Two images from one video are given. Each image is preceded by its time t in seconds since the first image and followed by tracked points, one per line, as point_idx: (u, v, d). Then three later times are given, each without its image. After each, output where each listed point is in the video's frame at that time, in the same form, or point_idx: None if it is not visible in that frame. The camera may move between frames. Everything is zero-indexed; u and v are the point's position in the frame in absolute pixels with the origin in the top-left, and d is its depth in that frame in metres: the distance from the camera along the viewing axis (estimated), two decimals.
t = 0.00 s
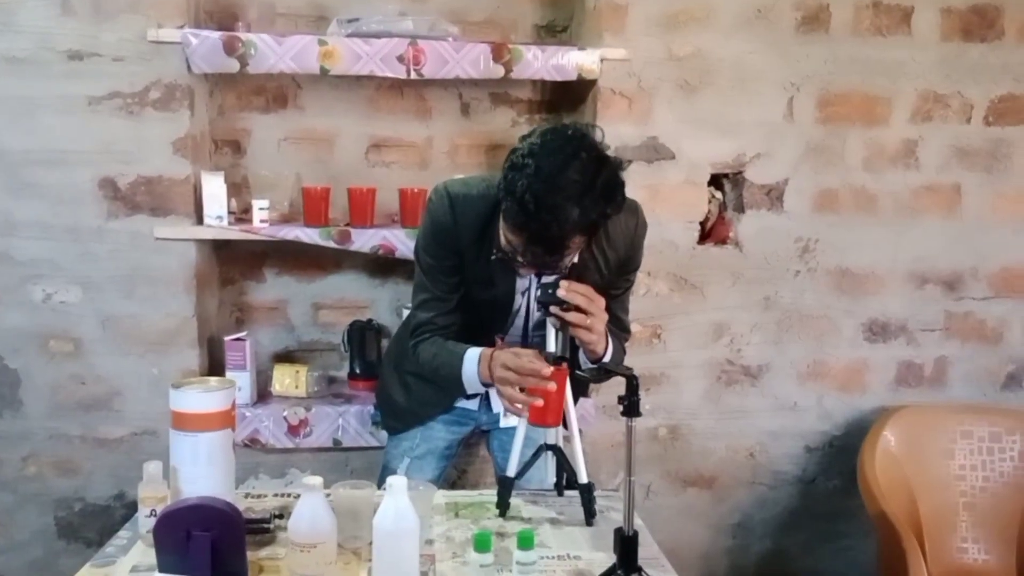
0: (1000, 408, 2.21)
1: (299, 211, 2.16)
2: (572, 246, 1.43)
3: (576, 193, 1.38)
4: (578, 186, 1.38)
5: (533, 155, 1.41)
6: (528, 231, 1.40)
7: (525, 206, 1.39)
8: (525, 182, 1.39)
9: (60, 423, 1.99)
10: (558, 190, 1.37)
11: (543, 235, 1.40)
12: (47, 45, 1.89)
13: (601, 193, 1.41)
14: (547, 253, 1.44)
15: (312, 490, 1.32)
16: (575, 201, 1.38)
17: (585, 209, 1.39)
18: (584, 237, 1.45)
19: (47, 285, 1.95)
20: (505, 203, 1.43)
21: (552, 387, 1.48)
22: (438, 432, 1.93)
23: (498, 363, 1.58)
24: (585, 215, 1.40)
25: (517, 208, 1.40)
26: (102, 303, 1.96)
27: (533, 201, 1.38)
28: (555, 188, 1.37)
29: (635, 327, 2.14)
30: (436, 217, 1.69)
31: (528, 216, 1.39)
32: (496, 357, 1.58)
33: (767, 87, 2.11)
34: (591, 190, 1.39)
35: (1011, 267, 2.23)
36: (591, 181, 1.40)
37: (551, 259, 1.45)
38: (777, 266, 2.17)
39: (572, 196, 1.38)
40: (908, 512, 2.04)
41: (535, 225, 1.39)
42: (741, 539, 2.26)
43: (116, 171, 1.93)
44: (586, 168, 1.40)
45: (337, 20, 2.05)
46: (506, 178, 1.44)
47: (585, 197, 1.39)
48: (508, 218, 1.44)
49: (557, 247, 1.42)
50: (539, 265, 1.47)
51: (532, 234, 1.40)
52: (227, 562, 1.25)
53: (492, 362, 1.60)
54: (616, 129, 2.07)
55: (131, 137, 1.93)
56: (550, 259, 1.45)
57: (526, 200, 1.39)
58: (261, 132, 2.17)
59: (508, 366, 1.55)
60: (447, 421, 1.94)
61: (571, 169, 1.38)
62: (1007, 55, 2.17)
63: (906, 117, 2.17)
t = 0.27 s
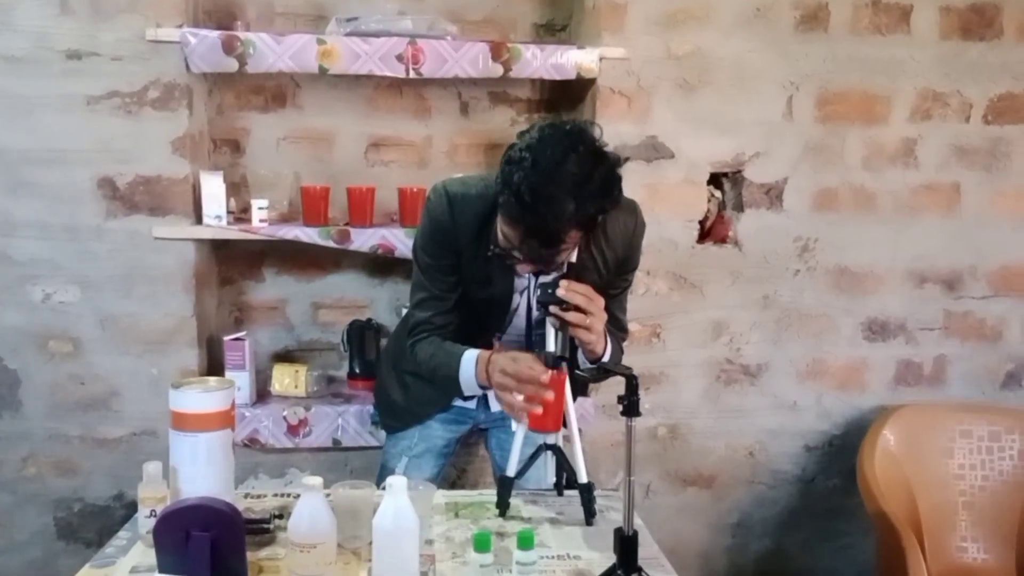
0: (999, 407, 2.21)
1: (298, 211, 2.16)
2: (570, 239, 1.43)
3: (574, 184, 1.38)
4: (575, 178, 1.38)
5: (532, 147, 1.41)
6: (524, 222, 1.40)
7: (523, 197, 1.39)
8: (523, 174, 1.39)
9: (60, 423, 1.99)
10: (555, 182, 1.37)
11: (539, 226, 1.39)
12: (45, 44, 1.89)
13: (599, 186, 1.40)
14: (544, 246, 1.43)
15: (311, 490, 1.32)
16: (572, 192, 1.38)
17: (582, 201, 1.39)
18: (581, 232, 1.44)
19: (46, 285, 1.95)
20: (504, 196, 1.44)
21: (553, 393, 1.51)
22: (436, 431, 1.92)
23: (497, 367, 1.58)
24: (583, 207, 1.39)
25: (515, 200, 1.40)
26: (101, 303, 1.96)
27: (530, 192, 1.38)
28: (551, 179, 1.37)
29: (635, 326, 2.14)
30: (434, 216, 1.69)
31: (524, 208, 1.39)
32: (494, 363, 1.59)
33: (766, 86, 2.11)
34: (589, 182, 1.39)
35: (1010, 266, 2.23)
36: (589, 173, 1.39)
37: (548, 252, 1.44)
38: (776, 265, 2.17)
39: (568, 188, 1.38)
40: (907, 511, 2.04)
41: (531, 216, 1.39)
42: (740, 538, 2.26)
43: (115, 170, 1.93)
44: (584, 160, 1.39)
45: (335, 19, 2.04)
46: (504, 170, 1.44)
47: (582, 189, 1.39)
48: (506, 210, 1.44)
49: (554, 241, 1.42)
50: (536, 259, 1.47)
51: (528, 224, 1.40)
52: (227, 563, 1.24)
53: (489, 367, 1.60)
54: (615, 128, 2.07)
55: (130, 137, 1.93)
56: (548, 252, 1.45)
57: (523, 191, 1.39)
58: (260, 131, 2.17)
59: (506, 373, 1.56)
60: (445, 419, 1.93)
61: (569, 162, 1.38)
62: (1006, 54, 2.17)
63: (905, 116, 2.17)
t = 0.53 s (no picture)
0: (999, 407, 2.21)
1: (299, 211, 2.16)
2: (567, 210, 1.44)
3: (564, 152, 1.40)
4: (564, 145, 1.40)
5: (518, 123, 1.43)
6: (520, 197, 1.42)
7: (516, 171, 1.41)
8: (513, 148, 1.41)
9: (60, 423, 1.99)
10: (546, 151, 1.40)
11: (535, 199, 1.41)
12: (46, 45, 1.89)
13: (589, 153, 1.43)
14: (542, 221, 1.45)
15: (311, 490, 1.32)
16: (563, 159, 1.40)
17: (574, 168, 1.42)
18: (578, 196, 1.46)
19: (46, 286, 1.95)
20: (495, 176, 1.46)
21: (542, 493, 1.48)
22: (431, 430, 1.90)
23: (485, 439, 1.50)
24: (576, 173, 1.42)
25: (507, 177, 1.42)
26: (102, 303, 1.96)
27: (522, 166, 1.40)
28: (542, 149, 1.39)
29: (634, 326, 2.14)
30: (431, 214, 1.66)
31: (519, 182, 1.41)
32: (484, 432, 1.51)
33: (766, 87, 2.12)
34: (578, 148, 1.42)
35: (1010, 266, 2.23)
36: (577, 141, 1.42)
37: (547, 228, 1.46)
38: (776, 266, 2.17)
39: (559, 155, 1.40)
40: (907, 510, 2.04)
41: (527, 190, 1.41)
42: (740, 539, 2.26)
43: (116, 171, 1.93)
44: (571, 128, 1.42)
45: (336, 20, 2.05)
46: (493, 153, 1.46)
47: (573, 156, 1.41)
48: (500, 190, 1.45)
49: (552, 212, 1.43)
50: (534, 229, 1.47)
51: (524, 200, 1.42)
52: (227, 563, 1.24)
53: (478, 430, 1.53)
54: (615, 129, 2.07)
55: (130, 137, 1.93)
56: (545, 229, 1.46)
57: (515, 165, 1.41)
58: (261, 132, 2.17)
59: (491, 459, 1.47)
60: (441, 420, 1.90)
61: (557, 131, 1.40)
62: (1006, 54, 2.17)
63: (905, 117, 2.17)
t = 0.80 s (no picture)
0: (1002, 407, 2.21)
1: (300, 214, 2.16)
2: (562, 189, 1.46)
3: (555, 132, 1.43)
4: (554, 125, 1.42)
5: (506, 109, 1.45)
6: (515, 180, 1.43)
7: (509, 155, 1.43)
8: (504, 133, 1.43)
9: (63, 427, 1.99)
10: (536, 132, 1.42)
11: (530, 180, 1.43)
12: (48, 49, 1.89)
13: (579, 133, 1.45)
14: (538, 203, 1.47)
15: (314, 493, 1.32)
16: (554, 139, 1.43)
17: (565, 147, 1.44)
18: (572, 177, 1.48)
19: (48, 289, 1.95)
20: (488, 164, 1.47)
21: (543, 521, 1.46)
22: (420, 431, 1.90)
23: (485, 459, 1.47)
24: (569, 151, 1.44)
25: (501, 162, 1.44)
26: (104, 306, 1.96)
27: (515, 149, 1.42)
28: (533, 130, 1.42)
29: (636, 327, 2.14)
30: (421, 211, 1.66)
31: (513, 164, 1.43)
32: (484, 451, 1.48)
33: (767, 87, 2.12)
34: (568, 128, 1.44)
35: (1012, 267, 2.23)
36: (566, 121, 1.44)
37: (544, 210, 1.48)
38: (778, 266, 2.17)
39: (550, 135, 1.42)
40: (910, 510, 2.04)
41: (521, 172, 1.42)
42: (744, 540, 2.26)
43: (117, 174, 1.93)
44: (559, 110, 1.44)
45: (337, 22, 2.05)
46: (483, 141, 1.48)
47: (563, 136, 1.44)
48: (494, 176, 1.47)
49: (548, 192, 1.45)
50: (532, 212, 1.48)
51: (520, 183, 1.43)
52: (230, 567, 1.24)
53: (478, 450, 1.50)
54: (616, 131, 2.07)
55: (131, 141, 1.93)
56: (542, 212, 1.48)
57: (507, 149, 1.43)
58: (262, 135, 2.17)
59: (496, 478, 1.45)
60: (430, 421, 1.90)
61: (546, 112, 1.43)
62: (1007, 54, 2.17)
63: (906, 117, 2.17)
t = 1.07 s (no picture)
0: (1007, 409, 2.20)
1: (303, 218, 2.17)
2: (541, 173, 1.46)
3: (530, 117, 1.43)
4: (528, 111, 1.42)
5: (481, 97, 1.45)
6: (492, 166, 1.43)
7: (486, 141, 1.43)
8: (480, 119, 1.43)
9: (67, 432, 1.99)
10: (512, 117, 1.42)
11: (506, 165, 1.42)
12: (51, 56, 1.90)
13: (554, 117, 1.44)
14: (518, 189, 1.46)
15: (316, 500, 1.33)
16: (529, 124, 1.42)
17: (542, 131, 1.43)
18: (551, 161, 1.47)
19: (52, 295, 1.96)
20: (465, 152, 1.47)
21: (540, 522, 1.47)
22: (401, 435, 1.85)
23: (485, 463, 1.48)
24: (545, 135, 1.44)
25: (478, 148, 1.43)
26: (108, 312, 1.97)
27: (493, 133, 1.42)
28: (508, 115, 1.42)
29: (640, 331, 2.14)
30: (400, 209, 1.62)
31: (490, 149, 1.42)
32: (481, 453, 1.48)
33: (769, 90, 2.11)
34: (542, 113, 1.44)
35: (1016, 268, 2.22)
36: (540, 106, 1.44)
37: (523, 197, 1.47)
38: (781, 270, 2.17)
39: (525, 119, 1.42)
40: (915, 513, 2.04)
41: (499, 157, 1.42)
42: (748, 544, 2.25)
43: (120, 180, 1.94)
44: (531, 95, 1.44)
45: (339, 27, 2.05)
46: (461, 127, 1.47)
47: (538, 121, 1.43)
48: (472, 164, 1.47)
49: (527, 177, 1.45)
50: (513, 199, 1.47)
51: (498, 168, 1.43)
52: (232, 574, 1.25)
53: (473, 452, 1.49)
54: (618, 135, 2.07)
55: (135, 147, 1.94)
56: (522, 199, 1.47)
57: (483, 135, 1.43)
58: (264, 140, 2.18)
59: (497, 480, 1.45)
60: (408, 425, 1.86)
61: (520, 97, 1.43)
62: (1010, 56, 2.17)
63: (909, 119, 2.16)
